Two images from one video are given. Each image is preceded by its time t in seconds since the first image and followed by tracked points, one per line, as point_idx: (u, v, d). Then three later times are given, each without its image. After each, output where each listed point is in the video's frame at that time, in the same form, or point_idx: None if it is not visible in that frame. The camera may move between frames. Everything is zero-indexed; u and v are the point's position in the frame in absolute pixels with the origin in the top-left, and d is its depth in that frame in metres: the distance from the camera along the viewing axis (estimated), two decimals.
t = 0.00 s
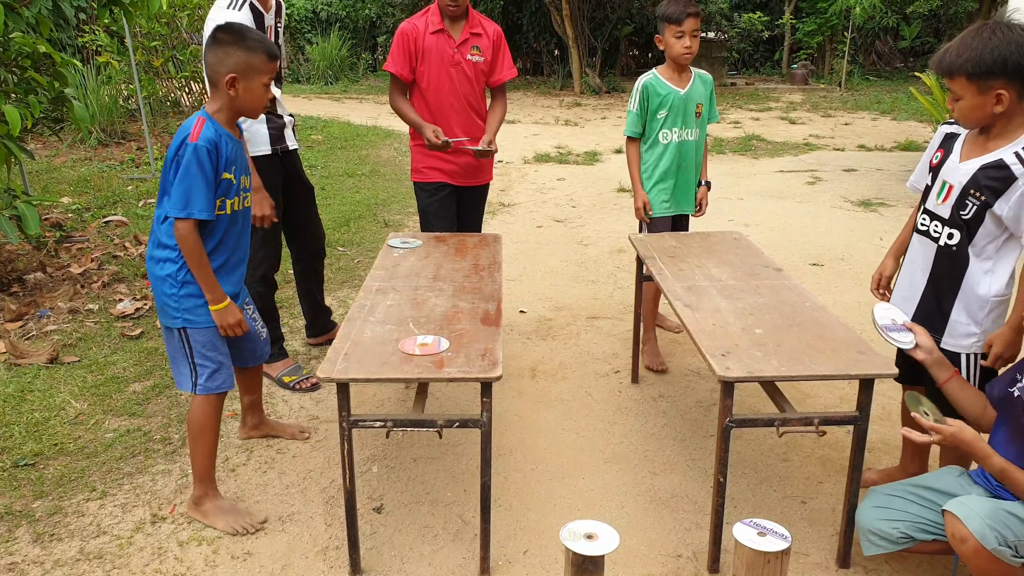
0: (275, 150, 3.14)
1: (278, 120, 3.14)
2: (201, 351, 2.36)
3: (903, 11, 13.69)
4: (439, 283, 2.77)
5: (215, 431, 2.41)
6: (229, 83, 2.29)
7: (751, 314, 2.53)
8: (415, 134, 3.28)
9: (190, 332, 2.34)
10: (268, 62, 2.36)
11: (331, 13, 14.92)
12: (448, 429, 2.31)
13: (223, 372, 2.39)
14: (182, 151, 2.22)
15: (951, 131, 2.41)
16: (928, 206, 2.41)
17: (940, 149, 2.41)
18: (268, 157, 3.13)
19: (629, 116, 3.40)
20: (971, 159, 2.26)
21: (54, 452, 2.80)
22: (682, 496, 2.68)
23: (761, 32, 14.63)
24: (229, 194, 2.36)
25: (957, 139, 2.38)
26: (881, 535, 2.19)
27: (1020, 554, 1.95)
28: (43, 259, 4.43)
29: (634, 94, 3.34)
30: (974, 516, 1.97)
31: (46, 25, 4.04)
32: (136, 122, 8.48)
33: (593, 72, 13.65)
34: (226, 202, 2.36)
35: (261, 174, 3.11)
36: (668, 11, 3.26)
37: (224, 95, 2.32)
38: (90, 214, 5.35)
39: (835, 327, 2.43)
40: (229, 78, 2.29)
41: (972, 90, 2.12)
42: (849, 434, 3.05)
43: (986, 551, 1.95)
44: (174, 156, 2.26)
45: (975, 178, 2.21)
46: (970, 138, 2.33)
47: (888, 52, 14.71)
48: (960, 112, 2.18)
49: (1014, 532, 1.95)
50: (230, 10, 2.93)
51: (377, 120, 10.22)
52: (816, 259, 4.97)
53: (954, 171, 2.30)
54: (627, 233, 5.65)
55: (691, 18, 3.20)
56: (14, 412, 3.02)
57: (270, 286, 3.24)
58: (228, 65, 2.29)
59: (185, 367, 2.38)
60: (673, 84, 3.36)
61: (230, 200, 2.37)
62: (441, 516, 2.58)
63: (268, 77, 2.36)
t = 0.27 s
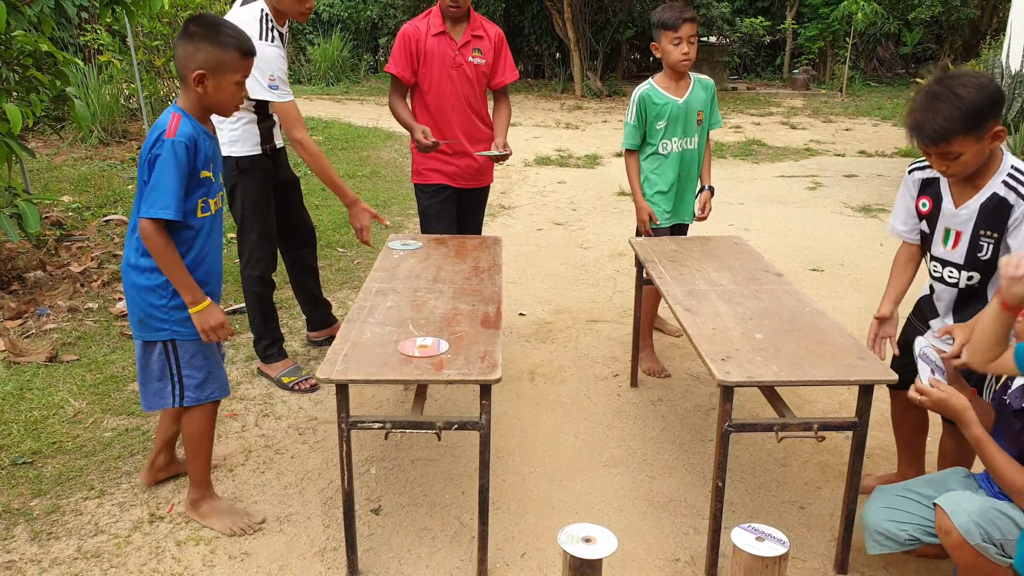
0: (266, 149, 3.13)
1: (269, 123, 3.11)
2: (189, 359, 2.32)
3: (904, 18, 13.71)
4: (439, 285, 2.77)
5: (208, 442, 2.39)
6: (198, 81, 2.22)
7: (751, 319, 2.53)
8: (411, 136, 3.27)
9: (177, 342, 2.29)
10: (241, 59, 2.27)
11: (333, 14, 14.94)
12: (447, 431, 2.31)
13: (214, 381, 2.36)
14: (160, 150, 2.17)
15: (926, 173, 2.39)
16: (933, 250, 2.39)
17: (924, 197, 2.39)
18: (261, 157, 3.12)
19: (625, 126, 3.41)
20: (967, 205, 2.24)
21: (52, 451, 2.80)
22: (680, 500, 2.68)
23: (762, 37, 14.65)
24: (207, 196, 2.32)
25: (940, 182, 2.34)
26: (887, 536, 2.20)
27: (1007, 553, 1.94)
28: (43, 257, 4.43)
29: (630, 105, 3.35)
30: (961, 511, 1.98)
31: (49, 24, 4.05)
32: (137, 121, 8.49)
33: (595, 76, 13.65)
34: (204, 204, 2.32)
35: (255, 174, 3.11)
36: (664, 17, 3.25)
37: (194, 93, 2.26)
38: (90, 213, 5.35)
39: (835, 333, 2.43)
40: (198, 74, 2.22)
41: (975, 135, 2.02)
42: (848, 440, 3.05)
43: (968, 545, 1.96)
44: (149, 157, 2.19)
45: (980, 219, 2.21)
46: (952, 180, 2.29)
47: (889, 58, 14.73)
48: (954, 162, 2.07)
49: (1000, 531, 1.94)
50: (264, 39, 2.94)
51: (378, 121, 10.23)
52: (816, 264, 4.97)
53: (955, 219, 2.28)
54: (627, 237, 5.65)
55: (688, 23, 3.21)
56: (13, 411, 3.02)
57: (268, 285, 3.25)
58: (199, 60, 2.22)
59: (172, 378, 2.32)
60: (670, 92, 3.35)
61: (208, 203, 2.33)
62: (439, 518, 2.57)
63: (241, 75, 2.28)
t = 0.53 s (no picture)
0: (261, 156, 3.13)
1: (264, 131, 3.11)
2: (203, 383, 2.23)
3: (902, 21, 13.73)
4: (438, 290, 2.77)
5: (226, 462, 2.28)
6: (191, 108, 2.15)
7: (751, 323, 2.53)
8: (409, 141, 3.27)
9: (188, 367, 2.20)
10: (237, 85, 2.17)
11: (332, 19, 14.94)
12: (446, 437, 2.30)
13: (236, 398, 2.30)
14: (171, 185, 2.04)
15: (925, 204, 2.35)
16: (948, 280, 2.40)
17: (930, 230, 2.35)
18: (255, 164, 3.11)
19: (618, 129, 3.40)
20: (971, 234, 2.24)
21: (51, 458, 2.79)
22: (680, 505, 2.68)
23: (760, 40, 14.67)
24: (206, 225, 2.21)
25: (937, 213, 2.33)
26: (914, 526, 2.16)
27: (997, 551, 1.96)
28: (42, 262, 4.43)
29: (623, 108, 3.34)
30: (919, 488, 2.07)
31: (48, 30, 4.05)
32: (136, 126, 8.49)
33: (593, 79, 13.67)
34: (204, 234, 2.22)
35: (249, 181, 3.11)
36: (660, 18, 3.26)
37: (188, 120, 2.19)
38: (89, 218, 5.35)
39: (834, 337, 2.42)
40: (193, 102, 2.15)
41: (982, 159, 2.01)
42: (848, 444, 3.05)
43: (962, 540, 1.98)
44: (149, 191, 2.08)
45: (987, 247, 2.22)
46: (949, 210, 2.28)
47: (887, 61, 14.76)
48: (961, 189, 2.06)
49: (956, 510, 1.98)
50: (277, 60, 2.90)
51: (377, 125, 10.23)
52: (815, 267, 4.97)
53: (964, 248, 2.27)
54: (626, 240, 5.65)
55: (683, 24, 3.21)
56: (12, 417, 3.01)
57: (260, 291, 3.24)
58: (194, 86, 2.15)
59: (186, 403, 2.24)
60: (664, 94, 3.35)
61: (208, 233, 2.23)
62: (438, 524, 2.57)
63: (239, 101, 2.18)
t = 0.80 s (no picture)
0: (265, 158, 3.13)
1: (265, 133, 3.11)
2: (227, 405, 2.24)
3: (903, 27, 13.76)
4: (439, 293, 2.77)
5: (247, 476, 2.30)
6: (241, 147, 2.11)
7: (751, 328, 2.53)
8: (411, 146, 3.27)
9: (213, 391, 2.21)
10: (286, 127, 2.14)
11: (334, 22, 14.96)
12: (446, 439, 2.30)
13: (262, 416, 2.30)
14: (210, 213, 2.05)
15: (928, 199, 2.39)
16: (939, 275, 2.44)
17: (928, 223, 2.41)
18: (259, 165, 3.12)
19: (623, 137, 3.41)
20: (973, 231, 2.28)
21: (51, 459, 2.79)
22: (679, 510, 2.68)
23: (761, 46, 14.70)
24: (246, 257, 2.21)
25: (940, 207, 2.37)
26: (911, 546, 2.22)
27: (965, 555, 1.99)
28: (42, 263, 4.43)
29: (629, 115, 3.35)
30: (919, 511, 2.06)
31: (50, 31, 4.06)
32: (137, 128, 8.49)
33: (594, 84, 13.68)
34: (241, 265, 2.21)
35: (252, 183, 3.11)
36: (666, 22, 3.29)
37: (235, 156, 2.15)
38: (90, 219, 5.35)
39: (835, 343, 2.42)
40: (239, 140, 2.11)
41: (981, 149, 2.03)
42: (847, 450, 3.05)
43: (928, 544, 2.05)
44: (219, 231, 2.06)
45: (987, 246, 2.27)
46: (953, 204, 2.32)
47: (888, 67, 14.76)
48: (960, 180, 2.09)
49: (959, 532, 1.98)
50: (264, 51, 2.90)
51: (378, 128, 10.23)
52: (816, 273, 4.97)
53: (960, 243, 2.33)
54: (626, 245, 5.66)
55: (691, 28, 3.24)
56: (11, 418, 3.01)
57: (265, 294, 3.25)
58: (241, 124, 2.10)
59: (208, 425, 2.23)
60: (670, 100, 3.36)
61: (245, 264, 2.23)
62: (437, 527, 2.57)
63: (283, 144, 2.16)
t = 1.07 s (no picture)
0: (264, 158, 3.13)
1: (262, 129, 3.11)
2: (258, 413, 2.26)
3: (903, 31, 13.76)
4: (438, 294, 2.77)
5: (261, 478, 2.30)
6: (276, 163, 2.22)
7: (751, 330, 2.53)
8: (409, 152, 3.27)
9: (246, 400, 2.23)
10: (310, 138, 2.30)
11: (334, 22, 14.95)
12: (445, 441, 2.30)
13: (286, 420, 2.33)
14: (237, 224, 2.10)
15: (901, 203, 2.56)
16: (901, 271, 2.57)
17: (898, 223, 2.57)
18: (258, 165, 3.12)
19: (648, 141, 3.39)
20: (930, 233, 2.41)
21: (48, 459, 2.79)
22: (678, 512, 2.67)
23: (762, 49, 14.70)
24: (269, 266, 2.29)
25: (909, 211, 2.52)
26: (892, 554, 2.18)
27: (987, 564, 1.95)
28: (41, 263, 4.42)
29: (655, 118, 3.34)
30: (944, 522, 1.99)
31: (49, 31, 4.05)
32: (137, 128, 8.49)
33: (595, 86, 13.68)
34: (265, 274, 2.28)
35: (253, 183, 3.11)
36: (685, 27, 3.29)
37: (265, 169, 2.22)
38: (89, 219, 5.34)
39: (834, 345, 2.42)
40: (281, 155, 2.21)
41: (902, 149, 2.27)
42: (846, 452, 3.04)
43: (947, 552, 1.99)
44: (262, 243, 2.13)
45: (938, 251, 2.39)
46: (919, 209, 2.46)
47: (888, 71, 14.76)
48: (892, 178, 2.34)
49: (986, 542, 1.94)
50: (252, 41, 2.89)
51: (378, 129, 10.23)
52: (815, 275, 4.97)
53: (919, 245, 2.46)
54: (626, 247, 5.66)
55: (711, 32, 3.23)
56: (9, 418, 3.00)
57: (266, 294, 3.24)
58: (280, 140, 2.20)
59: (238, 434, 2.24)
60: (694, 103, 3.36)
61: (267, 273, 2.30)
62: (436, 528, 2.56)
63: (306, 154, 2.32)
